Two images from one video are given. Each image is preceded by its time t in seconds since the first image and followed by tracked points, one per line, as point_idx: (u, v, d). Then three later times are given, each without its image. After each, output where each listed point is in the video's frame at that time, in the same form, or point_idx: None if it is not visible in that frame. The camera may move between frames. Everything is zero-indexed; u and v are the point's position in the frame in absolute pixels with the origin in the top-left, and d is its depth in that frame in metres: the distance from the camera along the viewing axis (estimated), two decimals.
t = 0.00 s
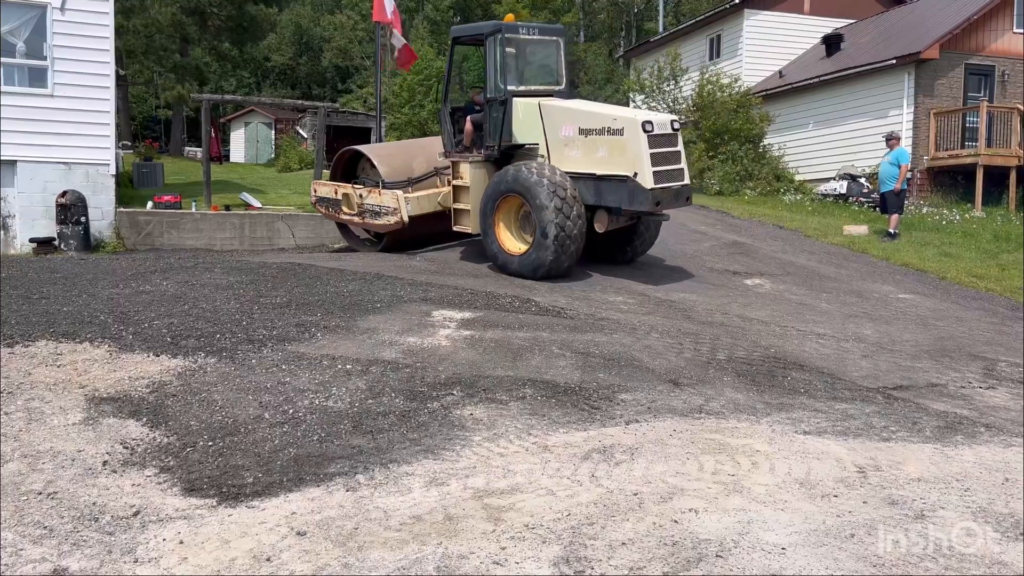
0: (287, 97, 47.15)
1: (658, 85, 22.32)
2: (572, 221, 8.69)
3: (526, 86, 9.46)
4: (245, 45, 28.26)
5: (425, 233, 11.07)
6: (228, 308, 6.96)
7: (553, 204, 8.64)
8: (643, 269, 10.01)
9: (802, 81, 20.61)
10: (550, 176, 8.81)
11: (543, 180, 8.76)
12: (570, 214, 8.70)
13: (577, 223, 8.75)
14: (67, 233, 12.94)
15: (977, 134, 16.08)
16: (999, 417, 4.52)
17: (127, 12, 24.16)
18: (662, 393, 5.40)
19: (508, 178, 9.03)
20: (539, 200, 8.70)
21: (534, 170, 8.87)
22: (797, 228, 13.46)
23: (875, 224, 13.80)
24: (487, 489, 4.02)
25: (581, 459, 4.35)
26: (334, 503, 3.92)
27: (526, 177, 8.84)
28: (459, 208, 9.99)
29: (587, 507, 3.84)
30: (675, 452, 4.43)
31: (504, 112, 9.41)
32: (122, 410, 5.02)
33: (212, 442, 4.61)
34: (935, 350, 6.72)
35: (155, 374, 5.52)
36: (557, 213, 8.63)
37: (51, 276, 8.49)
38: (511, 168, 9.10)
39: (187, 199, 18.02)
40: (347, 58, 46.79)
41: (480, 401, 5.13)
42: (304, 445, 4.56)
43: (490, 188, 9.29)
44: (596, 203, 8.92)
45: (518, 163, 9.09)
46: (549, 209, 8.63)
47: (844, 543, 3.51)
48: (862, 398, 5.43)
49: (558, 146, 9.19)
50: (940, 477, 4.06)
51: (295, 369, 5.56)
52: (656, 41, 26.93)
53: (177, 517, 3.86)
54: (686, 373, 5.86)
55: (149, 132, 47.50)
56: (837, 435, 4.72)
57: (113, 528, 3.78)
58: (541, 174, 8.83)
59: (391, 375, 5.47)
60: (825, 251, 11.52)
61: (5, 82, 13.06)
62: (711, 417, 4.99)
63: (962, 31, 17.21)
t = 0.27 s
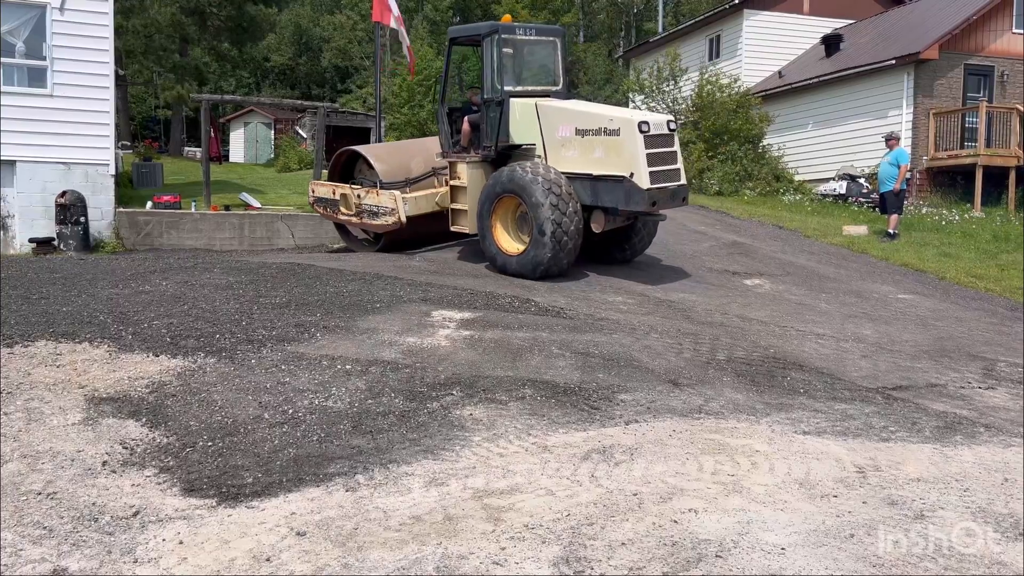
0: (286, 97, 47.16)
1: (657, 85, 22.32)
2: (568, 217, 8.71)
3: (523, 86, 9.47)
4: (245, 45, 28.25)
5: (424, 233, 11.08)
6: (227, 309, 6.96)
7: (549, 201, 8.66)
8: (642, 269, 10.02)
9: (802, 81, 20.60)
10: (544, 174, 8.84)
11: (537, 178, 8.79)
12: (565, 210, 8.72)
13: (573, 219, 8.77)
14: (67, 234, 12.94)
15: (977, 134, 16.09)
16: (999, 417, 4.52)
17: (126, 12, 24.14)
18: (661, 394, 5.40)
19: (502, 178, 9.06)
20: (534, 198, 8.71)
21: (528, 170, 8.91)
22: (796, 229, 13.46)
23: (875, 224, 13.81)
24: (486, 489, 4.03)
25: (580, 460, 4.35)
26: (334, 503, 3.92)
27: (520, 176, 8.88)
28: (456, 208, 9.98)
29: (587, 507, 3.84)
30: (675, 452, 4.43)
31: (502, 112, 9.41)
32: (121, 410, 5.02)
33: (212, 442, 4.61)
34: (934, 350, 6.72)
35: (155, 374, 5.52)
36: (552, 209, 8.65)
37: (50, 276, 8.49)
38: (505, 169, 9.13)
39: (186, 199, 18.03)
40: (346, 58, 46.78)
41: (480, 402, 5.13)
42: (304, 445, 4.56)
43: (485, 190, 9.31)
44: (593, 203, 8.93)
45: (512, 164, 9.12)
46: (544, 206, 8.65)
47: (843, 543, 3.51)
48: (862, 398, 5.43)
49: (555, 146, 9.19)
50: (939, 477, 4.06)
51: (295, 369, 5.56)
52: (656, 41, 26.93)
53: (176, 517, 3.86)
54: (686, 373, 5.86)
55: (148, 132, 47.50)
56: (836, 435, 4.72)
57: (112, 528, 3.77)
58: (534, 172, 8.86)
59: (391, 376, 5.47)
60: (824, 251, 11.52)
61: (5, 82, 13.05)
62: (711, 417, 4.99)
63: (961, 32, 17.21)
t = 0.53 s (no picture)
0: (285, 97, 47.18)
1: (657, 85, 22.32)
2: (563, 211, 8.72)
3: (518, 87, 9.49)
4: (245, 46, 28.24)
5: (421, 233, 11.09)
6: (227, 309, 6.96)
7: (543, 196, 8.68)
8: (641, 269, 10.02)
9: (802, 82, 20.60)
10: (537, 171, 8.88)
11: (529, 175, 8.82)
12: (559, 204, 8.73)
13: (568, 214, 8.77)
14: (66, 234, 12.93)
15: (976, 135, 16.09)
16: (998, 417, 4.52)
17: (126, 12, 24.14)
18: (660, 394, 5.40)
19: (495, 178, 9.10)
20: (527, 195, 8.74)
21: (520, 168, 8.95)
22: (795, 229, 13.45)
23: (875, 224, 13.79)
24: (486, 489, 4.03)
25: (580, 460, 4.35)
26: (334, 503, 3.92)
27: (512, 175, 8.92)
28: (452, 209, 9.96)
29: (586, 507, 3.84)
30: (675, 452, 4.43)
31: (497, 113, 9.42)
32: (120, 410, 5.01)
33: (212, 442, 4.61)
34: (934, 350, 6.71)
35: (154, 374, 5.52)
36: (546, 204, 8.67)
37: (50, 276, 8.49)
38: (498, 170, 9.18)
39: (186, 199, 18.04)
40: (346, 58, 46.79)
41: (479, 401, 5.13)
42: (303, 445, 4.56)
43: (480, 192, 9.34)
44: (589, 203, 8.93)
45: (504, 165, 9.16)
46: (538, 201, 8.67)
47: (843, 543, 3.51)
48: (862, 398, 5.44)
49: (550, 146, 9.19)
50: (939, 477, 4.06)
51: (294, 369, 5.56)
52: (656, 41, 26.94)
53: (176, 517, 3.86)
54: (685, 373, 5.86)
55: (147, 132, 47.50)
56: (836, 435, 4.72)
57: (112, 528, 3.77)
58: (527, 170, 8.90)
59: (390, 376, 5.47)
60: (824, 252, 11.51)
61: (4, 82, 13.04)
62: (710, 418, 4.99)
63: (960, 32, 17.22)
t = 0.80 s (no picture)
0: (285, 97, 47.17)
1: (656, 86, 22.33)
2: (556, 205, 8.75)
3: (514, 88, 9.49)
4: (244, 45, 28.21)
5: (418, 233, 11.10)
6: (226, 309, 6.95)
7: (535, 191, 8.73)
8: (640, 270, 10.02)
9: (801, 82, 20.59)
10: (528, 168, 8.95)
11: (520, 172, 8.89)
12: (552, 198, 8.78)
13: (562, 207, 8.80)
14: (65, 234, 12.92)
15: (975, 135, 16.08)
16: (998, 417, 4.52)
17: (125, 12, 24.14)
18: (660, 394, 5.40)
19: (488, 178, 9.16)
20: (520, 190, 8.79)
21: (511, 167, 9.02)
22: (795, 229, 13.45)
23: (874, 224, 13.79)
24: (485, 489, 4.03)
25: (579, 460, 4.35)
26: (333, 503, 3.92)
27: (504, 173, 8.99)
28: (448, 209, 9.97)
29: (585, 507, 3.84)
30: (675, 453, 4.44)
31: (492, 113, 9.42)
32: (120, 410, 5.01)
33: (211, 442, 4.61)
34: (933, 350, 6.71)
35: (154, 374, 5.51)
36: (539, 199, 8.71)
37: (49, 276, 8.48)
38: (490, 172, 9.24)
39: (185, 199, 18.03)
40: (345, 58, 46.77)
41: (479, 402, 5.13)
42: (303, 445, 4.56)
43: (474, 195, 9.39)
44: (584, 203, 8.94)
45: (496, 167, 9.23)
46: (531, 196, 8.72)
47: (843, 543, 3.51)
48: (861, 399, 5.44)
49: (544, 146, 9.19)
50: (938, 477, 4.06)
51: (294, 369, 5.56)
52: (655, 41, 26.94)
53: (176, 517, 3.86)
54: (684, 373, 5.87)
55: (147, 132, 47.47)
56: (835, 436, 4.72)
57: (111, 529, 3.77)
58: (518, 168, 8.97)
59: (389, 376, 5.46)
60: (823, 252, 11.51)
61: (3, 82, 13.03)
62: (710, 418, 4.99)
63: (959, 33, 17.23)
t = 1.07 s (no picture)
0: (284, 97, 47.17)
1: (655, 86, 22.33)
2: (549, 198, 8.74)
3: (509, 88, 9.49)
4: (244, 46, 28.21)
5: (415, 233, 11.10)
6: (226, 309, 6.95)
7: (527, 186, 8.74)
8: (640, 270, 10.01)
9: (801, 82, 20.59)
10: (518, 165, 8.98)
11: (510, 169, 8.92)
12: (543, 191, 8.77)
13: (554, 200, 8.78)
14: (64, 234, 12.92)
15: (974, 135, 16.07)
16: (997, 417, 4.53)
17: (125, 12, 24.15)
18: (659, 394, 5.41)
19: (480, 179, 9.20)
20: (512, 187, 8.80)
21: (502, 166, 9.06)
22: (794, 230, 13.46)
23: (874, 225, 13.79)
24: (485, 489, 4.03)
25: (579, 460, 4.35)
26: (332, 503, 3.92)
27: (495, 172, 9.02)
28: (444, 208, 9.97)
29: (584, 508, 3.84)
30: (674, 453, 4.44)
31: (487, 113, 9.42)
32: (119, 410, 5.02)
33: (211, 442, 4.61)
34: (933, 351, 6.72)
35: (153, 375, 5.51)
36: (531, 193, 8.71)
37: (49, 276, 8.48)
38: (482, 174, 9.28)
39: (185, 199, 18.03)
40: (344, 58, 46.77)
41: (478, 402, 5.13)
42: (302, 445, 4.56)
43: (469, 198, 9.42)
44: (578, 202, 8.94)
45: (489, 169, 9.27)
46: (522, 191, 8.72)
47: (842, 544, 3.51)
48: (861, 399, 5.44)
49: (540, 146, 9.20)
50: (938, 477, 4.06)
51: (293, 369, 5.57)
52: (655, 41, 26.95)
53: (175, 517, 3.86)
54: (684, 373, 5.87)
55: (146, 133, 47.48)
56: (834, 436, 4.72)
57: (111, 529, 3.77)
58: (508, 167, 9.00)
59: (389, 376, 5.46)
60: (823, 253, 11.51)
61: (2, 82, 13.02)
62: (709, 418, 4.99)
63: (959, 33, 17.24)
